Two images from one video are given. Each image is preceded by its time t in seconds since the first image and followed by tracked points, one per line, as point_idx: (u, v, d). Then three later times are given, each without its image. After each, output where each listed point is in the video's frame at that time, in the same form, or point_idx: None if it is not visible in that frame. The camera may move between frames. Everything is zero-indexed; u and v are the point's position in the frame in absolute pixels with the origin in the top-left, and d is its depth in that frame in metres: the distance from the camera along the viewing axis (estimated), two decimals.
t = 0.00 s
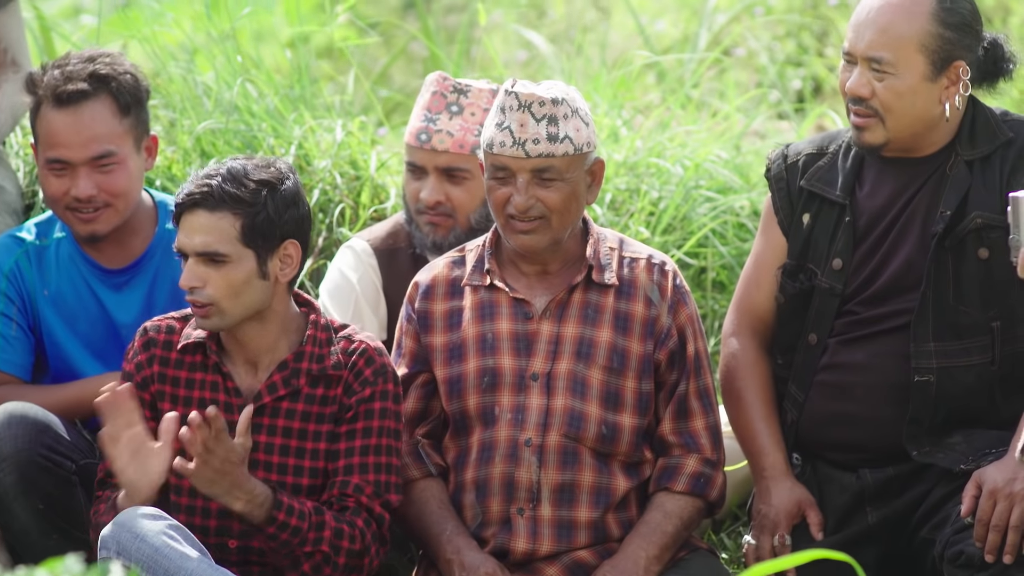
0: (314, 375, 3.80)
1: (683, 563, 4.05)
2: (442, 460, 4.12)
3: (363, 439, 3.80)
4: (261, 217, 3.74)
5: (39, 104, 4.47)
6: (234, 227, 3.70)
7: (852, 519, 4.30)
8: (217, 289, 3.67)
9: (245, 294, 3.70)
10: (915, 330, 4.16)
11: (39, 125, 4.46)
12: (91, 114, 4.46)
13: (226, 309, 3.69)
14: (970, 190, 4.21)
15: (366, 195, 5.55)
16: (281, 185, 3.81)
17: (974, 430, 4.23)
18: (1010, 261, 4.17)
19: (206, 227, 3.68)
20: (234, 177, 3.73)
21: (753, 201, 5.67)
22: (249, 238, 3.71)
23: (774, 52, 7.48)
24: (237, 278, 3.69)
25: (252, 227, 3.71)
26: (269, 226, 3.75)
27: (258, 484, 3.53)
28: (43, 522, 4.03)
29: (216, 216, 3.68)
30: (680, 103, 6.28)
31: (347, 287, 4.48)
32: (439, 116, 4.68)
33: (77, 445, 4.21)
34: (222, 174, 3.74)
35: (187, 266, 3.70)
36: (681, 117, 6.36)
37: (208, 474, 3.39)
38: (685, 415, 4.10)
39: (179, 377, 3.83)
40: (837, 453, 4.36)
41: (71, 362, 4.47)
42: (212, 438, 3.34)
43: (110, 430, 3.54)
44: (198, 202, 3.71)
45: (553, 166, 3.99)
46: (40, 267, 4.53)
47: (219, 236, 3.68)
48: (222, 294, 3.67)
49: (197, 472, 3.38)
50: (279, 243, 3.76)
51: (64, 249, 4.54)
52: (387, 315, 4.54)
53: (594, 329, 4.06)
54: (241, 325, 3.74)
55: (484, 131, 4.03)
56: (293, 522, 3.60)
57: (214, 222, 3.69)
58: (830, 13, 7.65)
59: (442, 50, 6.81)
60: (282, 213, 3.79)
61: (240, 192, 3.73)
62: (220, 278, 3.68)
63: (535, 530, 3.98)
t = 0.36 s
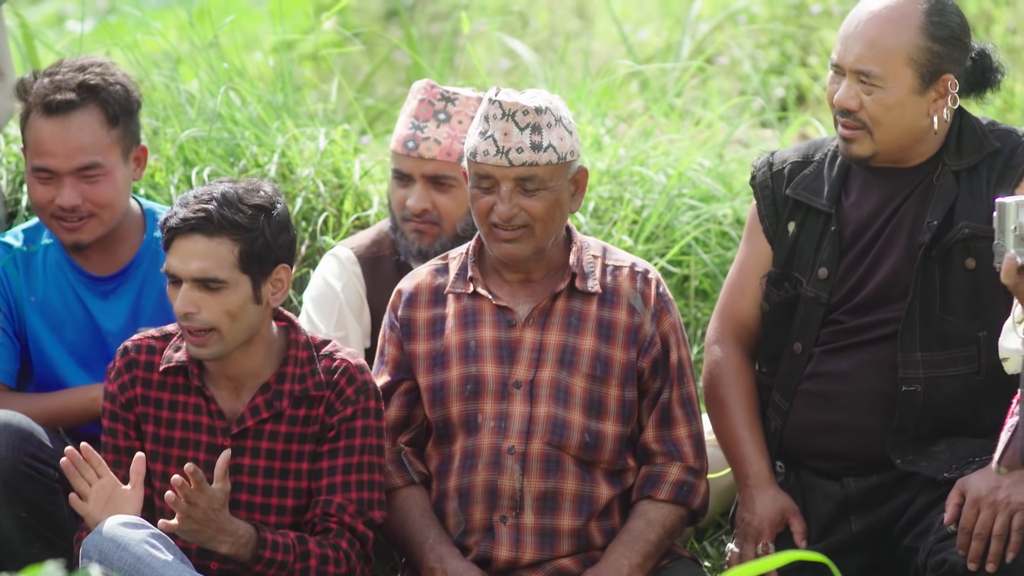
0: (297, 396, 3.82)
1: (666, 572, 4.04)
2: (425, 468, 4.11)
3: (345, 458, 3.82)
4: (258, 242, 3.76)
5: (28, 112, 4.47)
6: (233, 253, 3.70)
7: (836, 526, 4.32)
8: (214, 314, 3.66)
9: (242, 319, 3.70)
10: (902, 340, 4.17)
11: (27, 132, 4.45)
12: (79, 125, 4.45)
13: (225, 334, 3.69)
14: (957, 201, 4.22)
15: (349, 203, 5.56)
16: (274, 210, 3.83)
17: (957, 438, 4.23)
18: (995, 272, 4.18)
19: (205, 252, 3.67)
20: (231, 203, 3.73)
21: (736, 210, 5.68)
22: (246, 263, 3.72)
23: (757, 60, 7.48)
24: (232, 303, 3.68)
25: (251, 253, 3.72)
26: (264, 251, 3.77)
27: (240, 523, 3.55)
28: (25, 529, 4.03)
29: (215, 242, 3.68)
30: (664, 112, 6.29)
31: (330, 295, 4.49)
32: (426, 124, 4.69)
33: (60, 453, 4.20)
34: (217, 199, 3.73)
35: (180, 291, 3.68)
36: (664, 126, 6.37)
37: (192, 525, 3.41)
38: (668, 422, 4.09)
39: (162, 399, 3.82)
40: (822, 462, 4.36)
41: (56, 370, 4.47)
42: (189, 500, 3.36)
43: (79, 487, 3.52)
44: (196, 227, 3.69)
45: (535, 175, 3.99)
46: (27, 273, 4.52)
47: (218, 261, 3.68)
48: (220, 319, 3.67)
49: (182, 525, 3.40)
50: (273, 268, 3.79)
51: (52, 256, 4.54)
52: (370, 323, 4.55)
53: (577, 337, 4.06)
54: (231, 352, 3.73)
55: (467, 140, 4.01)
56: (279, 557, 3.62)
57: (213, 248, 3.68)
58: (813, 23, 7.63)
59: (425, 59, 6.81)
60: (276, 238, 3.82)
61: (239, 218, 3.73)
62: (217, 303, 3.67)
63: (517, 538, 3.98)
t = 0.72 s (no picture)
0: (277, 401, 3.81)
1: None
2: (408, 473, 4.12)
3: (325, 462, 3.82)
4: (242, 241, 3.78)
5: (17, 118, 4.46)
6: (219, 251, 3.72)
7: (819, 532, 4.32)
8: (197, 311, 3.67)
9: (224, 319, 3.71)
10: (885, 347, 4.18)
11: (16, 138, 4.44)
12: (68, 131, 4.45)
13: (204, 332, 3.68)
14: (941, 207, 4.22)
15: (332, 208, 5.58)
16: (258, 211, 3.87)
17: (941, 444, 4.22)
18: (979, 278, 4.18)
19: (191, 249, 3.69)
20: (217, 201, 3.76)
21: (719, 216, 5.69)
22: (232, 262, 3.74)
23: (740, 67, 7.47)
24: (219, 301, 3.70)
25: (235, 251, 3.74)
26: (249, 250, 3.80)
27: (222, 527, 3.55)
28: (8, 535, 4.03)
29: (201, 239, 3.70)
30: (647, 118, 6.30)
31: (310, 301, 4.50)
32: (404, 127, 4.69)
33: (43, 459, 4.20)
34: (203, 199, 3.76)
35: (164, 288, 3.69)
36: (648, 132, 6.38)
37: (173, 530, 3.41)
38: (651, 428, 4.10)
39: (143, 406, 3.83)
40: (805, 468, 4.36)
41: (40, 377, 4.48)
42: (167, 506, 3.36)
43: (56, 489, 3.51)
44: (183, 225, 3.71)
45: (529, 194, 3.94)
46: (12, 279, 4.53)
47: (204, 259, 3.70)
48: (203, 318, 3.67)
49: (164, 532, 3.40)
50: (256, 269, 3.82)
51: (37, 262, 4.54)
52: (352, 328, 4.56)
53: (559, 342, 4.06)
54: (210, 353, 3.74)
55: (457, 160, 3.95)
56: (261, 560, 3.63)
57: (200, 245, 3.71)
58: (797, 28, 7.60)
59: (408, 65, 6.81)
60: (259, 239, 3.85)
61: (225, 216, 3.76)
62: (201, 301, 3.68)
63: (501, 543, 3.98)
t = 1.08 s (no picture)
0: (260, 397, 3.79)
1: None
2: (393, 479, 4.11)
3: (307, 456, 3.81)
4: (236, 229, 3.76)
5: (4, 122, 4.44)
6: (213, 235, 3.70)
7: (803, 537, 4.33)
8: (186, 293, 3.64)
9: (212, 305, 3.68)
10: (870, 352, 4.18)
11: (2, 142, 4.42)
12: (55, 135, 4.43)
13: (190, 316, 3.65)
14: (924, 212, 4.23)
15: (317, 212, 5.57)
16: (253, 202, 3.85)
17: (925, 449, 4.23)
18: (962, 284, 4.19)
19: (185, 231, 3.67)
20: (215, 186, 3.75)
21: (704, 221, 5.70)
22: (225, 248, 3.72)
23: (724, 72, 7.45)
24: (207, 286, 3.67)
25: (229, 238, 3.72)
26: (242, 239, 3.78)
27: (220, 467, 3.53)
28: None
29: (196, 221, 3.69)
30: (631, 123, 6.30)
31: (294, 305, 4.47)
32: (386, 131, 4.71)
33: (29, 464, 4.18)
34: (201, 183, 3.76)
35: (155, 268, 3.66)
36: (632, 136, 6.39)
37: (177, 444, 3.39)
38: (636, 433, 4.10)
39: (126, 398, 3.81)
40: (791, 473, 4.37)
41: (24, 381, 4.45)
42: (184, 409, 3.36)
43: (47, 387, 3.44)
44: (178, 207, 3.70)
45: (519, 204, 3.94)
46: None
47: (197, 242, 3.68)
48: (191, 301, 3.64)
49: (170, 435, 3.37)
50: (247, 259, 3.79)
51: (22, 266, 4.52)
52: (336, 333, 4.54)
53: (544, 348, 4.06)
54: (195, 339, 3.71)
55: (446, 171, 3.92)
56: (253, 512, 3.59)
57: (194, 227, 3.69)
58: (782, 32, 7.59)
59: (393, 70, 6.79)
60: (252, 230, 3.83)
61: (221, 202, 3.75)
62: (190, 284, 3.65)
63: (485, 549, 3.97)
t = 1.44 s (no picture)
0: (256, 393, 3.78)
1: None
2: (384, 481, 4.11)
3: (306, 453, 3.80)
4: (241, 218, 3.82)
5: None
6: (218, 222, 3.76)
7: (794, 537, 4.34)
8: (188, 281, 3.68)
9: (214, 293, 3.72)
10: (862, 357, 4.18)
11: None
12: (49, 136, 4.42)
13: (192, 304, 3.69)
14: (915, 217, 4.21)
15: (308, 215, 5.59)
16: (258, 193, 3.91)
17: (916, 451, 4.23)
18: (955, 289, 4.17)
19: (191, 218, 3.72)
20: (221, 174, 3.81)
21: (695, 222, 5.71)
22: (230, 237, 3.78)
23: (715, 74, 7.46)
24: (209, 274, 3.71)
25: (233, 226, 3.78)
26: (246, 229, 3.84)
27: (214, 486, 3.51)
28: None
29: (202, 208, 3.74)
30: (622, 125, 6.31)
31: (286, 307, 4.49)
32: (380, 133, 4.72)
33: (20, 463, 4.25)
34: (208, 171, 3.81)
35: (159, 255, 3.71)
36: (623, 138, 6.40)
37: (169, 473, 3.37)
38: (627, 435, 4.10)
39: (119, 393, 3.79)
40: (783, 476, 4.36)
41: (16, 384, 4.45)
42: (174, 439, 3.35)
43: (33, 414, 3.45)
44: (184, 194, 3.75)
45: (509, 203, 3.94)
46: None
47: (202, 229, 3.73)
48: (192, 289, 3.68)
49: (162, 466, 3.35)
50: (250, 249, 3.84)
51: (11, 267, 4.51)
52: (327, 335, 4.55)
53: (535, 350, 4.06)
54: (195, 331, 3.73)
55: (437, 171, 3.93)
56: (248, 527, 3.57)
57: (200, 215, 3.74)
58: (773, 34, 7.58)
59: (384, 72, 6.80)
60: (256, 220, 3.88)
61: (227, 190, 3.81)
62: (193, 271, 3.69)
63: (476, 551, 3.97)
